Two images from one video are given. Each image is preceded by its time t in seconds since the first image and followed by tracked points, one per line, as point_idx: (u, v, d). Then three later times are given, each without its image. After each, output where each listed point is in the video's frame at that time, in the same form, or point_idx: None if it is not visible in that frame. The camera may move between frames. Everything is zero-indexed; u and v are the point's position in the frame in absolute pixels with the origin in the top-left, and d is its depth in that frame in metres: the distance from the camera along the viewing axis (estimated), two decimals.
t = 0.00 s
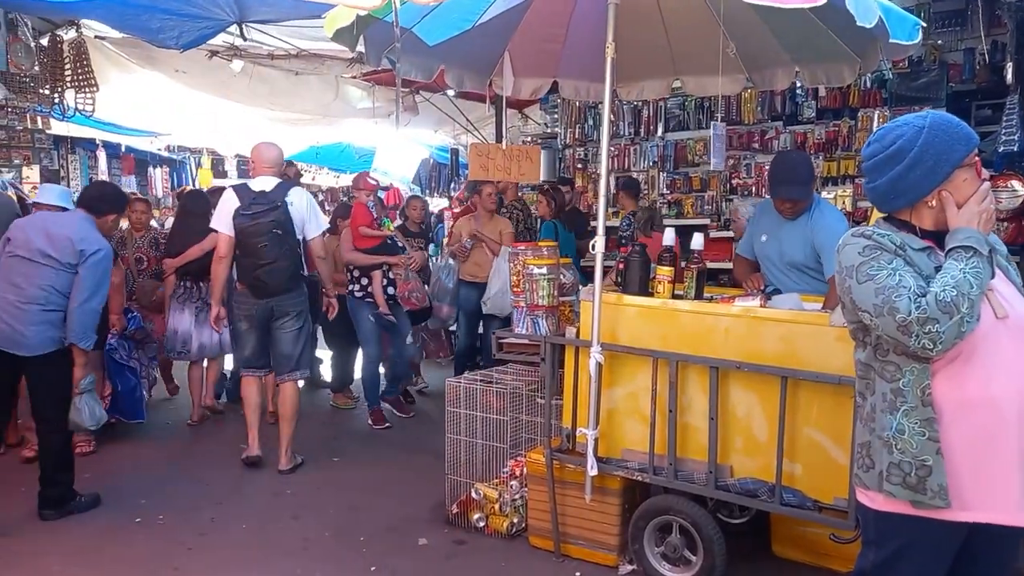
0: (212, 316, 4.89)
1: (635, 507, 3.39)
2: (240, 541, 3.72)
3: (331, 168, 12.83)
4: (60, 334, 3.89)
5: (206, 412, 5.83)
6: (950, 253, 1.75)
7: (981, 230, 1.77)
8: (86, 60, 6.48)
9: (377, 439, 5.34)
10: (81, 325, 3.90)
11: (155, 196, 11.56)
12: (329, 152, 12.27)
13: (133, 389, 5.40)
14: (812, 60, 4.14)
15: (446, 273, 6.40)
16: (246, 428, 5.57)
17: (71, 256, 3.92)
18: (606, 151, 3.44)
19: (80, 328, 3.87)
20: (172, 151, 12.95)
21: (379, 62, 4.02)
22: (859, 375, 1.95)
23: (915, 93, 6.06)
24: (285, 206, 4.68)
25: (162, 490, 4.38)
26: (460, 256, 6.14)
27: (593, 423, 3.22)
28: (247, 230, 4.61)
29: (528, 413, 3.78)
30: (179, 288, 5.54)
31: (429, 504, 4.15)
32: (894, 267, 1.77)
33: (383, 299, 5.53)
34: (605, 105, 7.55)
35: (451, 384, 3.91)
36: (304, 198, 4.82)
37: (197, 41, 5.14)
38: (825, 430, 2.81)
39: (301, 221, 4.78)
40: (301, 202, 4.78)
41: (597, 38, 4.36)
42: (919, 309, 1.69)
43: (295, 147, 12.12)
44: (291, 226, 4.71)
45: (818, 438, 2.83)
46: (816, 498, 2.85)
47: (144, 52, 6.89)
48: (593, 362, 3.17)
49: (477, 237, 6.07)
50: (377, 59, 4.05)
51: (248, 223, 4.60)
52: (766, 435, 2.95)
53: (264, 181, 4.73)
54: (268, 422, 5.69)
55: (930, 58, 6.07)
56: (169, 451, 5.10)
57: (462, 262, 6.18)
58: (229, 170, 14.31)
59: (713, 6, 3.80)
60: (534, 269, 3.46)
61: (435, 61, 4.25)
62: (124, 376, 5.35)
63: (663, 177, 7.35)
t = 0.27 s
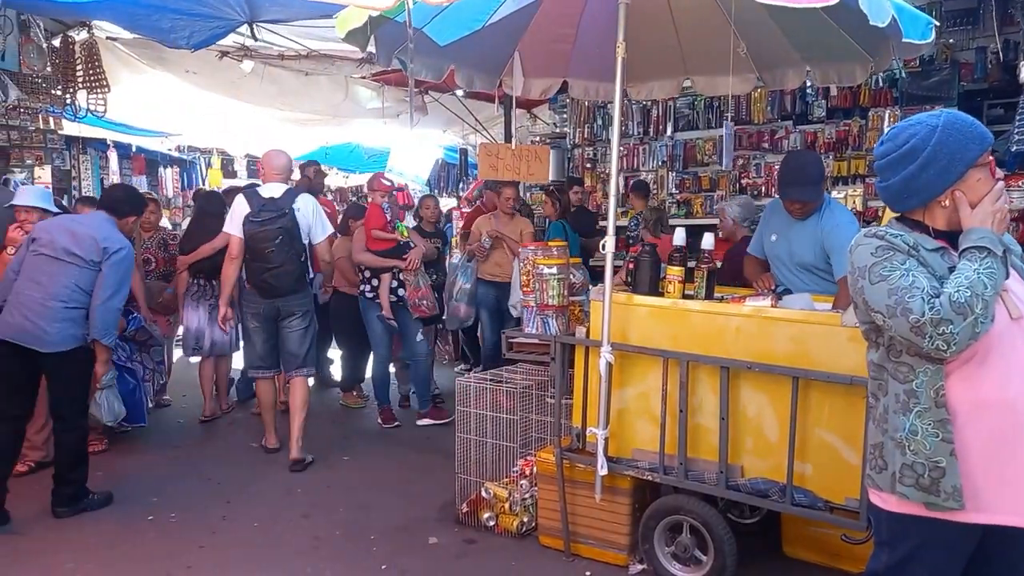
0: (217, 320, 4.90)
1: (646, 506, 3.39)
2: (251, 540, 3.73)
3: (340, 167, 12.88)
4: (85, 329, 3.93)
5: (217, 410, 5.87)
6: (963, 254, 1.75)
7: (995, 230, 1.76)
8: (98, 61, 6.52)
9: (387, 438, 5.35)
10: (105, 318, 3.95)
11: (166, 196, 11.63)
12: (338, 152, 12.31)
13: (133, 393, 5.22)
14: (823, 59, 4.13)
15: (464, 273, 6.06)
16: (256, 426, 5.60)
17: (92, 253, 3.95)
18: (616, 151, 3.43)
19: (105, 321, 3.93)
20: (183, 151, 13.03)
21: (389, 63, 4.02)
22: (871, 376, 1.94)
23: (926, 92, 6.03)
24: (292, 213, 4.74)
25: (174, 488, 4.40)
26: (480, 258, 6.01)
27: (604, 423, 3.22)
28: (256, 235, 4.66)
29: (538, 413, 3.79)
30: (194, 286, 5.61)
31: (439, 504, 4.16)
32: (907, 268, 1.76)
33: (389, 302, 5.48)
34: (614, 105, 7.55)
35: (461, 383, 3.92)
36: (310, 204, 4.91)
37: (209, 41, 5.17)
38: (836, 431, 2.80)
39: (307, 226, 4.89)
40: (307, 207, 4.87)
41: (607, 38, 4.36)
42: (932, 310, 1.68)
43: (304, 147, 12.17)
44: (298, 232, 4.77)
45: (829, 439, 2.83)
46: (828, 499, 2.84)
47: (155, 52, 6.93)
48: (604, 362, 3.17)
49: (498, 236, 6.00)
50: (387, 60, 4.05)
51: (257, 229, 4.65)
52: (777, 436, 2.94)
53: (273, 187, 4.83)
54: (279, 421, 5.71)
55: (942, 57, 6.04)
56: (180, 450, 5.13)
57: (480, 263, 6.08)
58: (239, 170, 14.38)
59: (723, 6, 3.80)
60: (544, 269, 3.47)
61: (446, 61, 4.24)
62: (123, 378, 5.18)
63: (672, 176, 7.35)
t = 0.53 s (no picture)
0: (236, 298, 5.30)
1: (657, 506, 3.38)
2: (262, 539, 3.74)
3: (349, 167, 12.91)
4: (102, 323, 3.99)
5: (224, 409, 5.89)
6: (983, 252, 1.74)
7: (1015, 228, 1.75)
8: (108, 61, 6.54)
9: (397, 437, 5.36)
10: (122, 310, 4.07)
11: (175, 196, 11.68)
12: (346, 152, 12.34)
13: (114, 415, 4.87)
14: (836, 58, 4.12)
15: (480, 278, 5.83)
16: (266, 425, 5.61)
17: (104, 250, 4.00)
18: (629, 149, 3.43)
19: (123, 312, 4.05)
20: (192, 151, 13.09)
21: (400, 62, 4.02)
22: (888, 375, 1.94)
23: (937, 91, 6.01)
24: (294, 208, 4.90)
25: (185, 487, 4.41)
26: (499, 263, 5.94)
27: (615, 422, 3.21)
28: (258, 228, 4.87)
29: (548, 412, 3.79)
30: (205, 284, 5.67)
31: (449, 502, 4.16)
32: (926, 267, 1.75)
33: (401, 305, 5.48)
34: (623, 104, 7.55)
35: (471, 382, 3.93)
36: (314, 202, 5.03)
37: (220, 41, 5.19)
38: (850, 431, 2.79)
39: (311, 223, 5.01)
40: (313, 204, 5.01)
41: (617, 37, 4.36)
42: (951, 309, 1.67)
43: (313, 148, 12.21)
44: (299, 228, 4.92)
45: (843, 439, 2.82)
46: (841, 499, 2.83)
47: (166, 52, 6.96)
48: (615, 361, 3.17)
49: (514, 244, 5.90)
50: (398, 59, 4.05)
51: (260, 222, 4.87)
52: (789, 435, 2.93)
53: (280, 185, 4.97)
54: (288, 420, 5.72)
55: (953, 56, 6.02)
56: (190, 448, 5.14)
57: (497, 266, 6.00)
58: (248, 169, 14.44)
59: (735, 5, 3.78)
60: (555, 268, 3.47)
61: (457, 60, 4.26)
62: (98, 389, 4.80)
63: (680, 176, 7.35)
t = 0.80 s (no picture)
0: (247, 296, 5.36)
1: (662, 510, 3.37)
2: (265, 541, 3.74)
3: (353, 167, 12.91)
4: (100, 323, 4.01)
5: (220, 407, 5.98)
6: (993, 258, 1.72)
7: None
8: (112, 62, 6.55)
9: (401, 439, 5.35)
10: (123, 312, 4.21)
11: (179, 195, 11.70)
12: (350, 152, 12.35)
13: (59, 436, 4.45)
14: (842, 60, 4.11)
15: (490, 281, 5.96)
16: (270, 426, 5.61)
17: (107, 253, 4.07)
18: (634, 152, 3.42)
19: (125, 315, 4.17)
20: (196, 151, 13.11)
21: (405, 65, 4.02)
22: (897, 381, 1.92)
23: (943, 92, 5.99)
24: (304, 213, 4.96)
25: (189, 489, 4.41)
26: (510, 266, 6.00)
27: (619, 426, 3.20)
28: (270, 233, 4.89)
29: (553, 415, 3.78)
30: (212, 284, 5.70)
31: (453, 505, 4.15)
32: (935, 272, 1.74)
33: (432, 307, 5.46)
34: (627, 105, 7.54)
35: (476, 385, 3.92)
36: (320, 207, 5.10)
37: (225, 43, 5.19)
38: (856, 435, 2.78)
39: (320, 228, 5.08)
40: (320, 208, 5.08)
41: (622, 39, 4.36)
42: (961, 315, 1.66)
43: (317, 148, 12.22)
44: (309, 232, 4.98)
45: (849, 443, 2.80)
46: (847, 503, 2.82)
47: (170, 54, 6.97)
48: (620, 364, 3.16)
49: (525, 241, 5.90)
50: (403, 62, 4.05)
51: (271, 227, 4.89)
52: (795, 439, 2.92)
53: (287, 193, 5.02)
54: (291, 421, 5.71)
55: (958, 56, 6.00)
56: (194, 449, 5.14)
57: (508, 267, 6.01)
58: (252, 169, 14.46)
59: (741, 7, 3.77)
60: (560, 270, 3.47)
61: (462, 62, 4.25)
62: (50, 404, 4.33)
63: (685, 177, 7.34)
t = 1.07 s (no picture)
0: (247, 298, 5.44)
1: (659, 509, 3.38)
2: (264, 540, 3.74)
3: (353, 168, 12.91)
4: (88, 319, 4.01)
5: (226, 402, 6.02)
6: (989, 256, 1.73)
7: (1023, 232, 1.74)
8: (112, 63, 6.57)
9: (401, 439, 5.36)
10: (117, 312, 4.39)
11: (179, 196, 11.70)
12: (350, 153, 12.35)
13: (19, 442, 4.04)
14: (840, 60, 4.12)
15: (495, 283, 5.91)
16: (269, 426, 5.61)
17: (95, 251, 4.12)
18: (631, 152, 3.42)
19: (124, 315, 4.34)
20: (196, 152, 13.12)
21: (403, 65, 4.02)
22: (893, 379, 1.92)
23: (942, 92, 6.00)
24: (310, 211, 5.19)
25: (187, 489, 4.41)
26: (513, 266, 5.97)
27: (617, 425, 3.21)
28: (279, 230, 5.10)
29: (550, 415, 3.78)
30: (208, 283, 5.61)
31: (451, 505, 4.16)
32: (932, 270, 1.74)
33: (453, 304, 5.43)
34: (627, 105, 7.54)
35: (473, 385, 3.93)
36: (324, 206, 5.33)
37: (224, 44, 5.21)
38: (855, 434, 2.78)
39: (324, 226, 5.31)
40: (324, 207, 5.30)
41: (620, 40, 4.36)
42: (958, 312, 1.66)
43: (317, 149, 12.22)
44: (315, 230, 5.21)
45: (847, 442, 2.80)
46: (845, 503, 2.82)
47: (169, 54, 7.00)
48: (618, 364, 3.16)
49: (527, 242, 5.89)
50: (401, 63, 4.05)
51: (280, 224, 5.11)
52: (792, 438, 2.92)
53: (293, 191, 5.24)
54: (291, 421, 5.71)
55: (957, 57, 6.01)
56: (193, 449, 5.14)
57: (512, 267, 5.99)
58: (252, 170, 14.46)
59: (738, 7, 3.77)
60: (557, 271, 3.48)
61: (459, 63, 4.24)
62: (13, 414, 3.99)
63: (684, 177, 7.33)
